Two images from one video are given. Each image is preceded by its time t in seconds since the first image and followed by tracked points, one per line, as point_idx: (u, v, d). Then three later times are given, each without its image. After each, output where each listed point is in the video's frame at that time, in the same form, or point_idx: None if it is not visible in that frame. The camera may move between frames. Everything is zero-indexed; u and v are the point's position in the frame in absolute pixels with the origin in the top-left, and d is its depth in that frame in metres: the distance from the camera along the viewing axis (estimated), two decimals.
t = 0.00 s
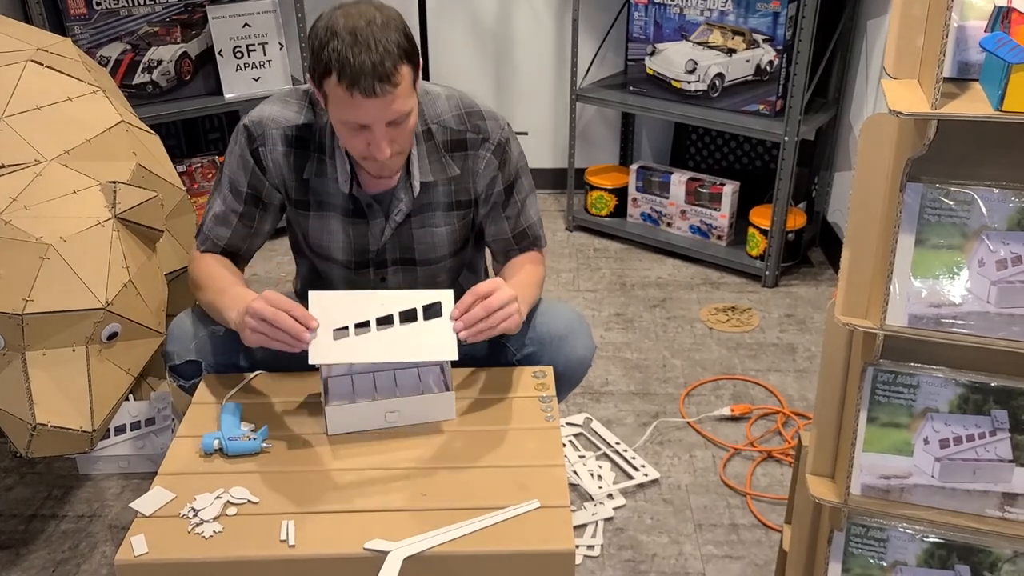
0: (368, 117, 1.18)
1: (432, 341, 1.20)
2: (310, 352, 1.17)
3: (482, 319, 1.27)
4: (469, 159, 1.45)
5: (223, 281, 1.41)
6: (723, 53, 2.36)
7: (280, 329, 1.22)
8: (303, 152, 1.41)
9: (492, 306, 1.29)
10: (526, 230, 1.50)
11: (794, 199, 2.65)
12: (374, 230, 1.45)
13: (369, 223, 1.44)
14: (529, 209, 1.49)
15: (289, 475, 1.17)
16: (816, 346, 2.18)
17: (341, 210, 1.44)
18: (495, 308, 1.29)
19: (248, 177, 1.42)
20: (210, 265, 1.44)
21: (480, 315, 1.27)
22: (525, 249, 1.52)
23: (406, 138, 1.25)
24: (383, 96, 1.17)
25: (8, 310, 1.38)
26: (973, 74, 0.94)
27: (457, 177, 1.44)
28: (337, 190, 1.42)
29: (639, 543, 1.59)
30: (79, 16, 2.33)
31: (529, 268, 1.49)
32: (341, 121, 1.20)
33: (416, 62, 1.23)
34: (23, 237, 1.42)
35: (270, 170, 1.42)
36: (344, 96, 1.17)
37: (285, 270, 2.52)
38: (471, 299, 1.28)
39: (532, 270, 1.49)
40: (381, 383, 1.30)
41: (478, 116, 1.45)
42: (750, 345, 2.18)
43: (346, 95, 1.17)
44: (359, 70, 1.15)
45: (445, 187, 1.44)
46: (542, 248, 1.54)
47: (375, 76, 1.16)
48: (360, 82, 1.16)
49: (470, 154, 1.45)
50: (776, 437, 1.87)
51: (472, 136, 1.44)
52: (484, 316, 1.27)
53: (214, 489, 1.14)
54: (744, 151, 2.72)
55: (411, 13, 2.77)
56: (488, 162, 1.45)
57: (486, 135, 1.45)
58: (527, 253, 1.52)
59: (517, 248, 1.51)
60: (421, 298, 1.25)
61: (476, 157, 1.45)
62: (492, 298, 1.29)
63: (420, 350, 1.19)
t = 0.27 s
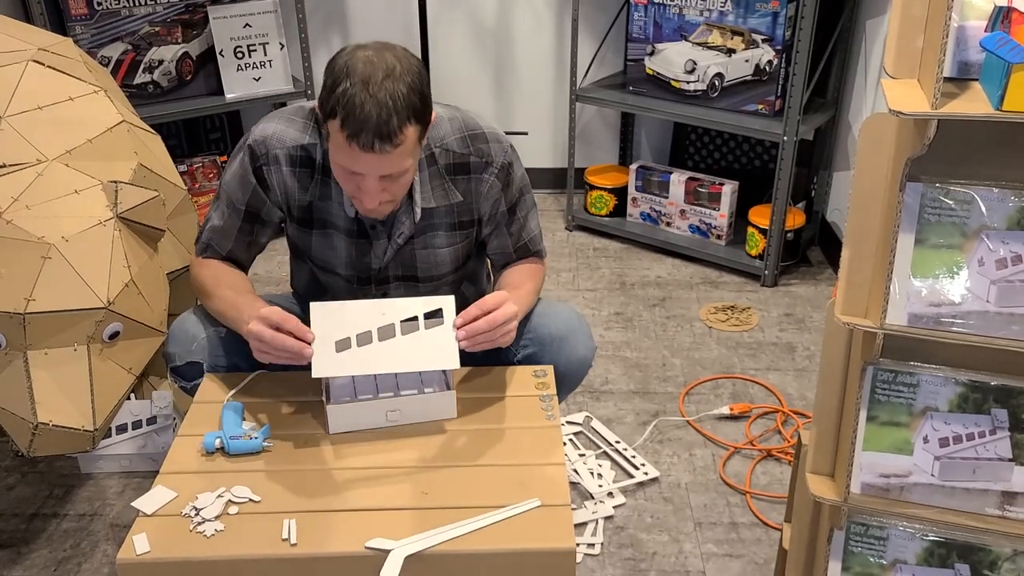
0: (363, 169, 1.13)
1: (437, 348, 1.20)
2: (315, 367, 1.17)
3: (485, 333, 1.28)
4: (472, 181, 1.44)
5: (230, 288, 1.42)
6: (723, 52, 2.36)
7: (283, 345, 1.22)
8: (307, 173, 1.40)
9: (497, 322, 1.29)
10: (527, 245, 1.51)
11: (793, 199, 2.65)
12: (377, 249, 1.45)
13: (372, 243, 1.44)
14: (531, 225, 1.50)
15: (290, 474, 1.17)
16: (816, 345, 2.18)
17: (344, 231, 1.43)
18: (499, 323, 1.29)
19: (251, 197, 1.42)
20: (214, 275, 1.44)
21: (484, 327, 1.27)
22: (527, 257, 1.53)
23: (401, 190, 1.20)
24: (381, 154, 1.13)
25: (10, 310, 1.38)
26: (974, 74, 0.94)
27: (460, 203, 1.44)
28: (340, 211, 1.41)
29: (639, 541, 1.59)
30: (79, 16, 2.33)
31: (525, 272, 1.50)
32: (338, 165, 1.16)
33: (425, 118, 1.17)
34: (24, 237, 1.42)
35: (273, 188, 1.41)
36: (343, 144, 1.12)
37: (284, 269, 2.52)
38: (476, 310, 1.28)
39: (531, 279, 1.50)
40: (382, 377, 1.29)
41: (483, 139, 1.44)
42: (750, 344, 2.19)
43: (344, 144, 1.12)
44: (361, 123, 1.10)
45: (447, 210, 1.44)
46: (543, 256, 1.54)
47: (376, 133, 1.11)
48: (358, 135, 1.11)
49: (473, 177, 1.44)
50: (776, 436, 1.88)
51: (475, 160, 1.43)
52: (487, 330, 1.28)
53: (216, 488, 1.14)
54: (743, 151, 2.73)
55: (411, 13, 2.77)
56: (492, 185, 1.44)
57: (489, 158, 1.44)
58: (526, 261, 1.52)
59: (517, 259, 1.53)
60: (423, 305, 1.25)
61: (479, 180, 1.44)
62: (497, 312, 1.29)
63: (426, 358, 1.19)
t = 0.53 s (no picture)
0: (355, 195, 1.14)
1: (434, 360, 1.23)
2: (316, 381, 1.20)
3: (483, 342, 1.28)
4: (475, 194, 1.43)
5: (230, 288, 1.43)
6: (724, 51, 2.36)
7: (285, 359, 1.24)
8: (309, 184, 1.39)
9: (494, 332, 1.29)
10: (527, 251, 1.52)
11: (794, 198, 2.64)
12: (379, 260, 1.44)
13: (374, 254, 1.43)
14: (531, 232, 1.51)
15: (291, 474, 1.17)
16: (816, 344, 2.18)
17: (346, 241, 1.43)
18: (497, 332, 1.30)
19: (251, 205, 1.42)
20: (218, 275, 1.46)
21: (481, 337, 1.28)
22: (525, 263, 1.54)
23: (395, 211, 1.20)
24: (373, 185, 1.12)
25: (10, 310, 1.38)
26: (976, 72, 0.93)
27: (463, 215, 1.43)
28: (343, 222, 1.41)
29: (640, 541, 1.59)
30: (79, 15, 2.33)
31: (522, 277, 1.52)
32: (334, 186, 1.15)
33: (425, 151, 1.16)
34: (25, 236, 1.42)
35: (275, 198, 1.41)
36: (338, 170, 1.12)
37: (284, 269, 2.52)
38: (474, 321, 1.29)
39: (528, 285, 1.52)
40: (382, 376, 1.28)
41: (486, 153, 1.42)
42: (750, 343, 2.18)
43: (339, 171, 1.12)
44: (355, 155, 1.09)
45: (450, 222, 1.43)
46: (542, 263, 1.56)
47: (370, 166, 1.10)
48: (353, 167, 1.10)
49: (476, 190, 1.43)
50: (776, 436, 1.87)
51: (479, 173, 1.42)
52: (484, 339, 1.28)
53: (216, 488, 1.14)
54: (743, 150, 2.73)
55: (411, 12, 2.77)
56: (495, 199, 1.44)
57: (492, 172, 1.43)
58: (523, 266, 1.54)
59: (516, 263, 1.54)
60: (421, 314, 1.26)
61: (482, 193, 1.43)
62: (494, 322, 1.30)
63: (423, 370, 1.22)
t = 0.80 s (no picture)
0: (352, 199, 1.14)
1: (435, 362, 1.22)
2: (318, 387, 1.20)
3: (484, 343, 1.28)
4: (476, 197, 1.43)
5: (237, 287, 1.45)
6: (724, 51, 2.36)
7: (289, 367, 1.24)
8: (309, 186, 1.39)
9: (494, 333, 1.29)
10: (527, 252, 1.52)
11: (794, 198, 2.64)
12: (378, 261, 1.44)
13: (374, 256, 1.43)
14: (531, 234, 1.51)
15: (290, 474, 1.17)
16: (816, 344, 2.18)
17: (346, 242, 1.42)
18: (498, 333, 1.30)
19: (251, 207, 1.42)
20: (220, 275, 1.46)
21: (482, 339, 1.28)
22: (523, 264, 1.54)
23: (391, 216, 1.20)
24: (369, 190, 1.12)
25: (10, 309, 1.38)
26: (977, 72, 0.93)
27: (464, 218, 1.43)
28: (343, 224, 1.40)
29: (640, 540, 1.59)
30: (79, 14, 2.32)
31: (521, 278, 1.52)
32: (330, 189, 1.15)
33: (423, 157, 1.16)
34: (24, 236, 1.42)
35: (274, 200, 1.41)
36: (335, 175, 1.12)
37: (284, 269, 2.52)
38: (474, 321, 1.30)
39: (528, 287, 1.52)
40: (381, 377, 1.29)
41: (488, 156, 1.42)
42: (750, 343, 2.18)
43: (336, 175, 1.12)
44: (352, 160, 1.09)
45: (451, 224, 1.43)
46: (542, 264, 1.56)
47: (366, 171, 1.10)
48: (349, 172, 1.09)
49: (478, 193, 1.43)
50: (776, 435, 1.87)
51: (480, 176, 1.42)
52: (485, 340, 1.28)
53: (216, 488, 1.14)
54: (743, 149, 2.72)
55: (411, 11, 2.76)
56: (496, 202, 1.43)
57: (494, 175, 1.42)
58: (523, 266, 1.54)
59: (516, 264, 1.54)
60: (421, 319, 1.27)
61: (483, 196, 1.43)
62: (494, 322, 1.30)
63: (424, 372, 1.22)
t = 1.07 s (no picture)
0: (357, 201, 1.14)
1: (437, 366, 1.23)
2: (322, 392, 1.20)
3: (487, 348, 1.28)
4: (477, 199, 1.43)
5: (238, 287, 1.45)
6: (723, 51, 2.36)
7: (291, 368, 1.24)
8: (310, 187, 1.39)
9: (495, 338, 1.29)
10: (526, 252, 1.53)
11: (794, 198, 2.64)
12: (379, 262, 1.44)
13: (374, 257, 1.43)
14: (531, 234, 1.52)
15: (290, 474, 1.17)
16: (816, 344, 2.18)
17: (346, 243, 1.42)
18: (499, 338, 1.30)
19: (251, 208, 1.42)
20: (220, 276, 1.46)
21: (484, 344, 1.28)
22: (523, 265, 1.54)
23: (396, 213, 1.20)
24: (374, 190, 1.12)
25: (10, 309, 1.38)
26: (976, 72, 0.94)
27: (464, 219, 1.43)
28: (343, 225, 1.41)
29: (640, 540, 1.59)
30: (79, 15, 2.33)
31: (521, 279, 1.52)
32: (334, 192, 1.16)
33: (424, 153, 1.16)
34: (24, 236, 1.42)
35: (274, 201, 1.41)
36: (339, 178, 1.12)
37: (284, 269, 2.52)
38: (475, 324, 1.30)
39: (527, 287, 1.52)
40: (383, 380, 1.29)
41: (489, 157, 1.42)
42: (750, 343, 2.18)
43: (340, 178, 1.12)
44: (356, 161, 1.09)
45: (451, 225, 1.43)
46: (541, 264, 1.56)
47: (370, 171, 1.10)
48: (353, 173, 1.10)
49: (479, 194, 1.43)
50: (776, 435, 1.87)
51: (481, 177, 1.42)
52: (487, 345, 1.28)
53: (216, 488, 1.14)
54: (743, 149, 2.73)
55: (410, 12, 2.77)
56: (497, 203, 1.44)
57: (495, 176, 1.42)
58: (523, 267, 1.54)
59: (515, 264, 1.54)
60: (423, 323, 1.28)
61: (484, 197, 1.43)
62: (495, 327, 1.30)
63: (426, 377, 1.23)
